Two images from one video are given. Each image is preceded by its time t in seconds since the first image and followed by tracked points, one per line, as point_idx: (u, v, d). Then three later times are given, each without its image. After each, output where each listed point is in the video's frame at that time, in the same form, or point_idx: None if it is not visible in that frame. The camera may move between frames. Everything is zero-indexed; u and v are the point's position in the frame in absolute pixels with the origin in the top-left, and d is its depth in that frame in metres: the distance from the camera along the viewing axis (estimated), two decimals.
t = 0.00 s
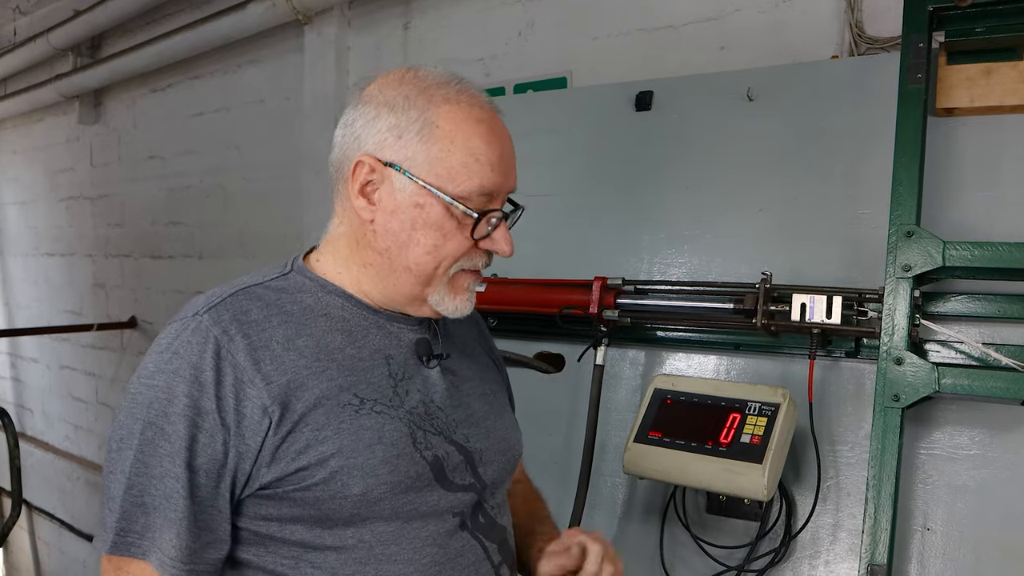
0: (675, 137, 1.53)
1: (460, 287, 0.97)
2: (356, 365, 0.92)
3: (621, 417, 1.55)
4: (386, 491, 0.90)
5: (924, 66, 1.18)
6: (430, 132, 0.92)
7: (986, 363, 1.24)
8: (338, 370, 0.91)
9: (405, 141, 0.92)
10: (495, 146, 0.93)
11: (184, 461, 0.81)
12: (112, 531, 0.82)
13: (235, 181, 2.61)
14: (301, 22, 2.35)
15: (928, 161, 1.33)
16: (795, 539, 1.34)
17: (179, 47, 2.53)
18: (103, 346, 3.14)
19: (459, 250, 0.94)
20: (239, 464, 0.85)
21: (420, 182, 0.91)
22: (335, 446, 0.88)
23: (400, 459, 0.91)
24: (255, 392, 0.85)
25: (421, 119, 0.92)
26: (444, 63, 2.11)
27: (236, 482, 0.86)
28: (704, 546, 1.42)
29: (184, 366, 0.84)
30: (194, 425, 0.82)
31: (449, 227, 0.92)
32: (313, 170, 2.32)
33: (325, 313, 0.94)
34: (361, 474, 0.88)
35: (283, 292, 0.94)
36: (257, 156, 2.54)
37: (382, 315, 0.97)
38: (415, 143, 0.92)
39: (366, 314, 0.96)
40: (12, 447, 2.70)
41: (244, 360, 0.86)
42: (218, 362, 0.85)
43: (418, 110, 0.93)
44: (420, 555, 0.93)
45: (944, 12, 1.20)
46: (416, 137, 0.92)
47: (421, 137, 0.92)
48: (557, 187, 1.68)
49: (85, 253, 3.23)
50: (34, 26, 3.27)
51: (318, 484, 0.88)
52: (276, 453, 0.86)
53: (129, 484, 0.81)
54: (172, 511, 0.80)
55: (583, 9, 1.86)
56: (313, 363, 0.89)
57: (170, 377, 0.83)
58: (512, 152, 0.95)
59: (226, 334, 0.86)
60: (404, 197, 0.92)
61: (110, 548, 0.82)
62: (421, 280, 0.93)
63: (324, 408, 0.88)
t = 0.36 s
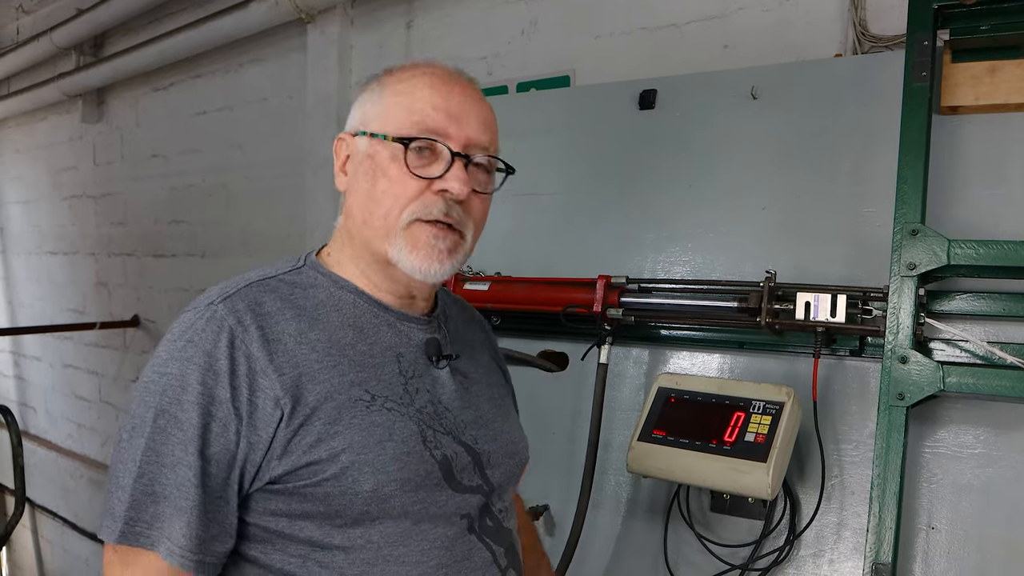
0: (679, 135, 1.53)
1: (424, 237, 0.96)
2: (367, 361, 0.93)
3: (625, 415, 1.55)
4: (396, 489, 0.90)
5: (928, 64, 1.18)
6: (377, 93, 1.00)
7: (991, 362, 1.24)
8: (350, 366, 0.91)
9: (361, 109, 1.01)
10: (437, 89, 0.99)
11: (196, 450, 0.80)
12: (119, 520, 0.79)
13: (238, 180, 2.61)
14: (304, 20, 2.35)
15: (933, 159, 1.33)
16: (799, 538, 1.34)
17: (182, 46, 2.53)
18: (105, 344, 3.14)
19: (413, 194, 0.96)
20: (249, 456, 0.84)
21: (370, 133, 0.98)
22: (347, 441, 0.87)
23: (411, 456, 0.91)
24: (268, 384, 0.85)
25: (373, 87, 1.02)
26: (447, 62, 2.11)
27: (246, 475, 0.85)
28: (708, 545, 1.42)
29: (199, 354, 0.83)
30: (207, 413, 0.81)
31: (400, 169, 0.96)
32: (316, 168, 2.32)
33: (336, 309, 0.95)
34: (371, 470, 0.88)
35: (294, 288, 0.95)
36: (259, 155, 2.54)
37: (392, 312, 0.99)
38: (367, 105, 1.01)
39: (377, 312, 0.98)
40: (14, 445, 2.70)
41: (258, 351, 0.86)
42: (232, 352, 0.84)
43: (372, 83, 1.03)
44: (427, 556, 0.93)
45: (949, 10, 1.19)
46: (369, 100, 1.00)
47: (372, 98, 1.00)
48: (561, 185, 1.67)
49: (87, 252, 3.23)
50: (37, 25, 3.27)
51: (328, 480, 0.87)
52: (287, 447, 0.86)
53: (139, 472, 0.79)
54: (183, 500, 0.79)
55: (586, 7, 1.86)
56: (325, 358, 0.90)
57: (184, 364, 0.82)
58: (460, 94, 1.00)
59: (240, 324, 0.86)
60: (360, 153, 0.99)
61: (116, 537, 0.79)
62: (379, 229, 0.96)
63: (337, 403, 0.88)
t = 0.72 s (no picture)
0: (680, 134, 1.53)
1: (399, 228, 0.96)
2: (362, 349, 0.94)
3: (625, 415, 1.55)
4: (391, 470, 0.89)
5: (929, 64, 1.18)
6: (354, 92, 1.02)
7: (991, 362, 1.24)
8: (344, 354, 0.92)
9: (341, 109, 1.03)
10: (406, 81, 0.99)
11: (198, 439, 0.82)
12: (134, 507, 0.83)
13: (239, 179, 2.62)
14: (305, 19, 2.35)
15: (934, 159, 1.33)
16: (800, 538, 1.34)
17: (183, 45, 2.54)
18: (108, 343, 3.15)
19: (388, 186, 0.96)
20: (248, 443, 0.85)
21: (348, 132, 1.00)
22: (339, 425, 0.88)
23: (405, 438, 0.91)
24: (262, 372, 0.86)
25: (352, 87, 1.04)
26: (448, 61, 2.11)
27: (247, 463, 0.86)
28: (709, 545, 1.42)
29: (200, 351, 0.85)
30: (207, 404, 0.83)
31: (373, 164, 0.97)
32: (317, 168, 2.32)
33: (334, 302, 0.96)
34: (365, 452, 0.88)
35: (294, 284, 0.96)
36: (261, 154, 2.54)
37: (392, 303, 1.00)
38: (346, 105, 1.02)
39: (376, 303, 0.98)
40: (16, 444, 2.71)
41: (253, 342, 0.87)
42: (229, 344, 0.86)
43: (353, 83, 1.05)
44: (429, 540, 0.91)
45: (950, 10, 1.19)
46: (346, 101, 1.02)
47: (350, 97, 1.02)
48: (562, 185, 1.68)
49: (90, 251, 3.24)
50: (39, 24, 3.28)
51: (322, 463, 0.87)
52: (283, 433, 0.87)
53: (150, 463, 0.82)
54: (187, 487, 0.81)
55: (587, 6, 1.86)
56: (320, 347, 0.91)
57: (185, 360, 0.85)
58: (430, 84, 0.99)
59: (237, 320, 0.88)
60: (342, 153, 1.01)
61: (133, 524, 0.82)
62: (360, 225, 0.97)
63: (330, 389, 0.89)
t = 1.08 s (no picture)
0: (682, 134, 1.53)
1: (421, 239, 0.96)
2: (383, 356, 0.94)
3: (627, 414, 1.55)
4: (411, 476, 0.90)
5: (930, 64, 1.18)
6: (378, 98, 1.01)
7: (992, 361, 1.24)
8: (365, 361, 0.92)
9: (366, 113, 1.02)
10: (432, 91, 0.97)
11: (220, 446, 0.82)
12: (157, 509, 0.83)
13: (241, 179, 2.62)
14: (308, 20, 2.36)
15: (935, 158, 1.33)
16: (801, 537, 1.34)
17: (185, 45, 2.54)
18: (110, 343, 3.15)
19: (411, 198, 0.96)
20: (271, 451, 0.86)
21: (372, 141, 0.99)
22: (360, 434, 0.88)
23: (425, 445, 0.91)
24: (285, 382, 0.86)
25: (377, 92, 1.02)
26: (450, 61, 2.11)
27: (269, 469, 0.87)
28: (710, 544, 1.43)
29: (222, 359, 0.85)
30: (230, 412, 0.83)
31: (397, 176, 0.96)
32: (319, 167, 2.33)
33: (355, 308, 0.96)
34: (385, 460, 0.89)
35: (312, 288, 0.96)
36: (263, 154, 2.55)
37: (411, 307, 0.99)
38: (370, 111, 1.01)
39: (394, 307, 0.98)
40: (19, 444, 2.72)
41: (275, 351, 0.87)
42: (252, 353, 0.86)
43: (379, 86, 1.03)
44: (447, 540, 0.93)
45: (951, 10, 1.19)
46: (370, 106, 1.01)
47: (375, 103, 1.01)
48: (563, 185, 1.68)
49: (92, 251, 3.25)
50: (42, 24, 3.29)
51: (344, 470, 0.88)
52: (305, 440, 0.87)
53: (173, 467, 0.83)
54: (210, 492, 0.82)
55: (589, 6, 1.86)
56: (341, 355, 0.91)
57: (208, 367, 0.85)
58: (456, 94, 0.98)
59: (260, 328, 0.88)
60: (365, 160, 1.00)
61: (157, 524, 0.83)
62: (381, 234, 0.97)
63: (352, 398, 0.89)
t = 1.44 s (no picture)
0: (683, 134, 1.53)
1: (426, 232, 0.96)
2: (396, 352, 0.94)
3: (628, 414, 1.55)
4: (430, 470, 0.90)
5: (932, 62, 1.18)
6: (376, 97, 1.01)
7: (994, 360, 1.24)
8: (379, 357, 0.92)
9: (365, 114, 1.03)
10: (431, 87, 0.97)
11: (241, 446, 0.82)
12: (179, 513, 0.83)
13: (243, 179, 2.63)
14: (310, 19, 2.36)
15: (938, 158, 1.33)
16: (802, 537, 1.34)
17: (187, 45, 2.54)
18: (113, 342, 3.16)
19: (415, 194, 0.96)
20: (290, 449, 0.86)
21: (373, 139, 0.99)
22: (378, 429, 0.88)
23: (441, 439, 0.91)
24: (301, 380, 0.86)
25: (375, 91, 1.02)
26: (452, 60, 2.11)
27: (288, 467, 0.87)
28: (711, 544, 1.43)
29: (238, 359, 0.85)
30: (248, 412, 0.83)
31: (400, 173, 0.97)
32: (320, 167, 2.33)
33: (365, 305, 0.96)
34: (404, 455, 0.89)
35: (322, 286, 0.96)
36: (265, 154, 2.55)
37: (419, 303, 0.99)
38: (369, 110, 1.01)
39: (404, 304, 0.98)
40: (21, 443, 2.72)
41: (290, 350, 0.87)
42: (267, 352, 0.86)
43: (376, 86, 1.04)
44: (466, 533, 0.93)
45: (954, 8, 1.19)
46: (369, 104, 1.01)
47: (373, 102, 1.01)
48: (564, 184, 1.68)
49: (94, 250, 3.25)
50: (45, 24, 3.29)
51: (363, 466, 0.88)
52: (324, 437, 0.87)
53: (193, 469, 0.83)
54: (233, 492, 0.82)
55: (591, 6, 1.86)
56: (355, 352, 0.91)
57: (224, 369, 0.85)
58: (454, 89, 0.98)
59: (274, 328, 0.88)
60: (367, 159, 1.01)
61: (179, 528, 0.83)
62: (387, 232, 0.97)
63: (368, 394, 0.89)
